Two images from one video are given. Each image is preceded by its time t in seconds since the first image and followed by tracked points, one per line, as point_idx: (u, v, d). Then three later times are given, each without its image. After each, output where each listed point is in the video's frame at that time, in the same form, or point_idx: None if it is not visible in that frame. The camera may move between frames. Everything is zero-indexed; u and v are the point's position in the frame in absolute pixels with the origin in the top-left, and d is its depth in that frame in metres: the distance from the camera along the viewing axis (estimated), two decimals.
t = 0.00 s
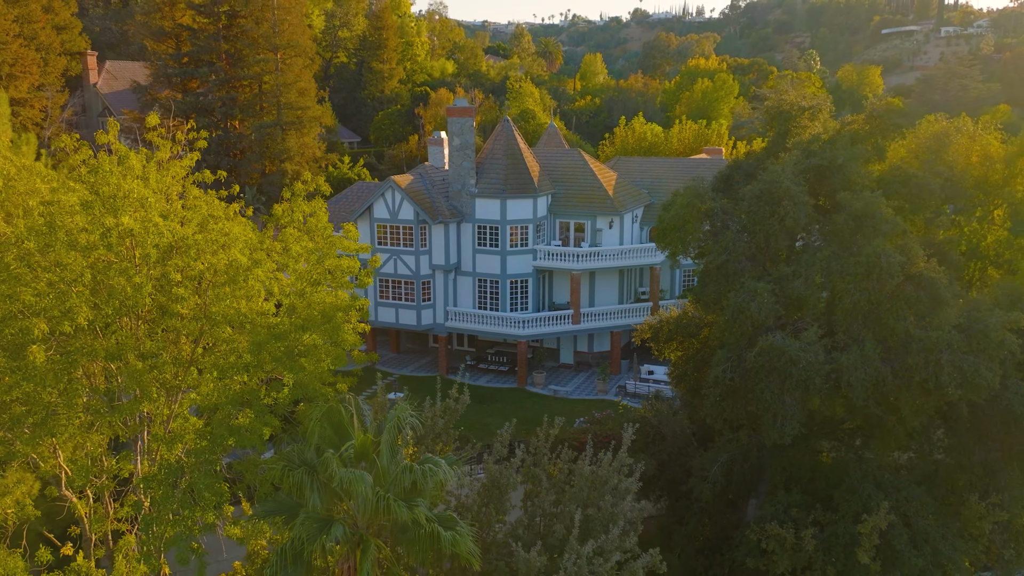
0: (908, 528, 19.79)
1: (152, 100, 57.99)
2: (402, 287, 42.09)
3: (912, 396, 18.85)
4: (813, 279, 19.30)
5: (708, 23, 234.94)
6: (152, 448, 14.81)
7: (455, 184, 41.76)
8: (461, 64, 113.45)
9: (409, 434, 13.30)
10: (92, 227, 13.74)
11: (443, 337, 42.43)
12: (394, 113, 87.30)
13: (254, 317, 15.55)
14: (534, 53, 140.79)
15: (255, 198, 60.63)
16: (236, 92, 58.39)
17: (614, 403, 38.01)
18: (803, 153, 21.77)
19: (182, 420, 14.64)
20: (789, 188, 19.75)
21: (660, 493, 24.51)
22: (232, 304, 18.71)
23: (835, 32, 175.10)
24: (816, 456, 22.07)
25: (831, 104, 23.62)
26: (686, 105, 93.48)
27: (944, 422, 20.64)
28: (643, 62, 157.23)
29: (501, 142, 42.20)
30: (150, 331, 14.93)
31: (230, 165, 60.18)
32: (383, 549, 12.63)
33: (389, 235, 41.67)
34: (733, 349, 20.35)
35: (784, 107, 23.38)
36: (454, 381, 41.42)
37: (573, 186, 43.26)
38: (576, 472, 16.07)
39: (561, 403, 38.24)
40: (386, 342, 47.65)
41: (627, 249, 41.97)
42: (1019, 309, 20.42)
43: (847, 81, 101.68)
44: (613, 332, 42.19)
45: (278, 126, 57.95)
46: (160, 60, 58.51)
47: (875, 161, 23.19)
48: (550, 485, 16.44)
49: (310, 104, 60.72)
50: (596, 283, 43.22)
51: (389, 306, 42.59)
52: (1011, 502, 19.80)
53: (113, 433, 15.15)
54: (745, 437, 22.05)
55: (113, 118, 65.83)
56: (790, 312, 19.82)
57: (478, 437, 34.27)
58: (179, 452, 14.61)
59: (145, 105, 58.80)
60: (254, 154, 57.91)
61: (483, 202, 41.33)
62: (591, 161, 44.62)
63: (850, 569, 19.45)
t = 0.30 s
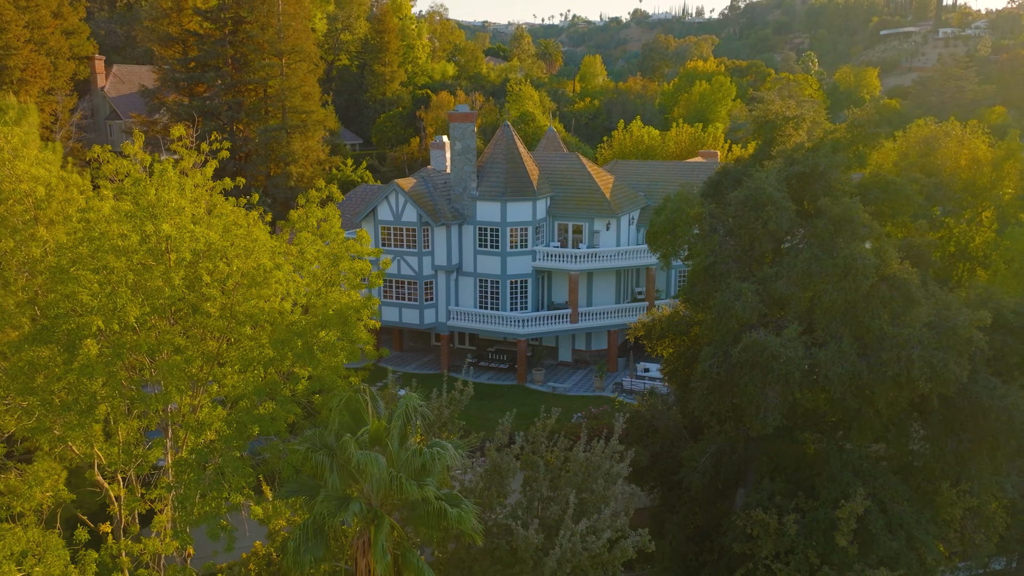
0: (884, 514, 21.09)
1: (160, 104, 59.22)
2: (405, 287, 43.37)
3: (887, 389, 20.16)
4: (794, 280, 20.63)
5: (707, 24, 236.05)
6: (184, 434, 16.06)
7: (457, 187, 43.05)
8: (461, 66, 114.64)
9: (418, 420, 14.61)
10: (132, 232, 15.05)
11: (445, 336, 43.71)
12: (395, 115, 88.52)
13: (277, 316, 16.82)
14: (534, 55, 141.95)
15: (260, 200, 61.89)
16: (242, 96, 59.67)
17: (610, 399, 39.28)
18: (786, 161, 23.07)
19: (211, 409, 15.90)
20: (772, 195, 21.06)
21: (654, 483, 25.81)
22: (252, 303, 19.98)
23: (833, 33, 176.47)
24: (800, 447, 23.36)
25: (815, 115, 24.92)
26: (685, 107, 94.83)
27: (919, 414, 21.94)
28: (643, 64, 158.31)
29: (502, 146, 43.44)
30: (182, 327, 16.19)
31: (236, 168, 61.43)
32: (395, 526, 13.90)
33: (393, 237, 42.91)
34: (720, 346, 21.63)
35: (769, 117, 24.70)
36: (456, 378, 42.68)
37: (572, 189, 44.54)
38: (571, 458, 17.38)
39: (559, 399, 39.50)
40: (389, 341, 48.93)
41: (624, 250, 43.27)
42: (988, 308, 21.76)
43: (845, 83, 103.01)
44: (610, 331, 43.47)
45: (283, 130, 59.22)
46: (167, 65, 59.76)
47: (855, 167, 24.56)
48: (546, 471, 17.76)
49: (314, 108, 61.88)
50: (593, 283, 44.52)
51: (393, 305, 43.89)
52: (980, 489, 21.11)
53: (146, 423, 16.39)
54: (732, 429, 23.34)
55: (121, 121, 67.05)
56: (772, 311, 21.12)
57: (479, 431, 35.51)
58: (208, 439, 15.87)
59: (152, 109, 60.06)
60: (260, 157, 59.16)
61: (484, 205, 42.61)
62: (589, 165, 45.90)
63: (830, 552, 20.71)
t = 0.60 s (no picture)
0: (864, 501, 22.40)
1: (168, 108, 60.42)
2: (409, 287, 44.63)
3: (866, 383, 21.51)
4: (780, 280, 21.93)
5: (707, 25, 237.19)
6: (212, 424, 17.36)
7: (459, 190, 44.32)
8: (463, 68, 115.85)
9: (428, 409, 15.89)
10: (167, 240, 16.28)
11: (448, 334, 44.95)
12: (398, 118, 89.78)
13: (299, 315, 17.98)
14: (534, 57, 143.21)
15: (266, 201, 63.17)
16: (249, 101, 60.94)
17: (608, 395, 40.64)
18: (774, 168, 24.40)
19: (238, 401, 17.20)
20: (759, 200, 22.38)
21: (649, 474, 27.12)
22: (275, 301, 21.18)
23: (832, 34, 177.56)
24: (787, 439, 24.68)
25: (802, 123, 26.24)
26: (683, 110, 96.08)
27: (898, 408, 23.26)
28: (642, 65, 159.44)
29: (503, 150, 44.71)
30: (212, 325, 17.51)
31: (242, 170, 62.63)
32: (408, 506, 15.21)
33: (398, 238, 44.14)
34: (710, 343, 23.00)
35: (758, 126, 26.08)
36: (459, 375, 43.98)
37: (571, 192, 45.85)
38: (570, 446, 18.77)
39: (559, 395, 40.84)
40: (394, 340, 50.19)
41: (622, 252, 44.61)
42: (963, 307, 23.13)
43: (843, 84, 104.12)
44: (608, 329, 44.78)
45: (289, 133, 60.50)
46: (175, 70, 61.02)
47: (840, 173, 25.87)
48: (546, 458, 19.10)
49: (319, 112, 63.12)
50: (592, 283, 45.86)
51: (397, 305, 45.17)
52: (954, 477, 22.45)
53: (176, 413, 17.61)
54: (722, 422, 24.67)
55: (129, 124, 68.30)
56: (759, 309, 22.43)
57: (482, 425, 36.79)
58: (235, 427, 17.16)
59: (161, 113, 61.32)
60: (266, 160, 60.41)
61: (486, 207, 43.88)
62: (588, 168, 47.20)
63: (812, 537, 22.01)
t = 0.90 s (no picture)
0: (848, 489, 23.69)
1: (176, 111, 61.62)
2: (414, 287, 45.85)
3: (849, 377, 22.81)
4: (768, 280, 23.24)
5: (706, 26, 238.51)
6: (238, 414, 18.66)
7: (462, 192, 45.58)
8: (464, 70, 117.12)
9: (439, 400, 17.17)
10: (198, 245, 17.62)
11: (451, 333, 46.17)
12: (400, 120, 91.01)
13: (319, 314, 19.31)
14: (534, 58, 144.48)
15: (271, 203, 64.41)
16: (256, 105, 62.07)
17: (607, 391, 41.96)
18: (763, 173, 25.74)
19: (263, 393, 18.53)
20: (749, 205, 23.70)
21: (646, 466, 28.37)
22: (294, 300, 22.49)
23: (830, 35, 178.62)
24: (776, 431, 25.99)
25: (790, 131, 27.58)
26: (682, 112, 97.46)
27: (881, 401, 24.57)
28: (641, 67, 160.67)
29: (505, 154, 45.98)
30: (239, 323, 18.93)
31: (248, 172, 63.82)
32: (421, 488, 16.48)
33: (403, 239, 45.40)
34: (703, 340, 24.28)
35: (749, 134, 27.43)
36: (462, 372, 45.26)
37: (571, 195, 47.13)
38: (570, 435, 20.12)
39: (559, 391, 42.16)
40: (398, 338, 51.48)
41: (621, 253, 45.94)
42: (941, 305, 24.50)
43: (840, 86, 105.32)
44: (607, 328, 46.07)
45: (295, 136, 61.78)
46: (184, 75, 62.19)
47: (827, 178, 27.19)
48: (547, 447, 20.43)
49: (324, 115, 64.39)
50: (591, 283, 47.18)
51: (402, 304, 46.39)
52: (933, 466, 23.75)
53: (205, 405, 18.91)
54: (715, 415, 25.97)
55: (137, 127, 69.52)
56: (749, 308, 23.71)
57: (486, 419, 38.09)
58: (261, 417, 18.63)
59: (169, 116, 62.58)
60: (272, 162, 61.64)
61: (488, 209, 45.15)
62: (587, 171, 48.49)
63: (799, 523, 23.27)
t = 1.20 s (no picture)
0: (835, 478, 24.99)
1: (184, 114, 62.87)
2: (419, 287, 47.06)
3: (835, 371, 24.15)
4: (759, 281, 24.55)
5: (706, 27, 239.59)
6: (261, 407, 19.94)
7: (466, 195, 46.85)
8: (465, 72, 118.33)
9: (450, 391, 18.49)
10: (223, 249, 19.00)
11: (454, 331, 47.35)
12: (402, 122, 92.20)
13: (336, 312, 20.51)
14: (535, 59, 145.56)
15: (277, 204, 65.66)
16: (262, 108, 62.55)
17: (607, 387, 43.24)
18: (754, 178, 27.08)
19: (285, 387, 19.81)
20: (740, 209, 25.02)
21: (643, 458, 29.67)
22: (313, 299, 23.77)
23: (829, 36, 179.83)
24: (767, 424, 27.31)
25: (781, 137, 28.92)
26: (681, 114, 98.75)
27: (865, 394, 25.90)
28: (641, 68, 161.76)
29: (507, 158, 47.33)
30: (261, 321, 20.25)
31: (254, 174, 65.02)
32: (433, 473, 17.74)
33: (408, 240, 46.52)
34: (696, 337, 25.57)
35: (740, 141, 28.76)
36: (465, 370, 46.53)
37: (571, 197, 48.46)
38: (570, 426, 21.44)
39: (559, 387, 43.46)
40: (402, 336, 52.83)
41: (620, 253, 47.27)
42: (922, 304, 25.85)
43: (838, 87, 106.40)
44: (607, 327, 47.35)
45: (301, 139, 63.03)
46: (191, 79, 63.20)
47: (816, 183, 28.51)
48: (549, 437, 21.77)
49: (329, 118, 65.76)
50: (591, 283, 48.48)
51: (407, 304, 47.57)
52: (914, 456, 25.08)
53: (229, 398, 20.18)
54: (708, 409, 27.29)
55: (145, 130, 70.77)
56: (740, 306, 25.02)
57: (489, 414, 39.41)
58: (283, 408, 19.91)
59: (177, 119, 63.81)
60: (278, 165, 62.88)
61: (491, 211, 46.49)
62: (587, 174, 49.85)
63: (788, 510, 24.56)
